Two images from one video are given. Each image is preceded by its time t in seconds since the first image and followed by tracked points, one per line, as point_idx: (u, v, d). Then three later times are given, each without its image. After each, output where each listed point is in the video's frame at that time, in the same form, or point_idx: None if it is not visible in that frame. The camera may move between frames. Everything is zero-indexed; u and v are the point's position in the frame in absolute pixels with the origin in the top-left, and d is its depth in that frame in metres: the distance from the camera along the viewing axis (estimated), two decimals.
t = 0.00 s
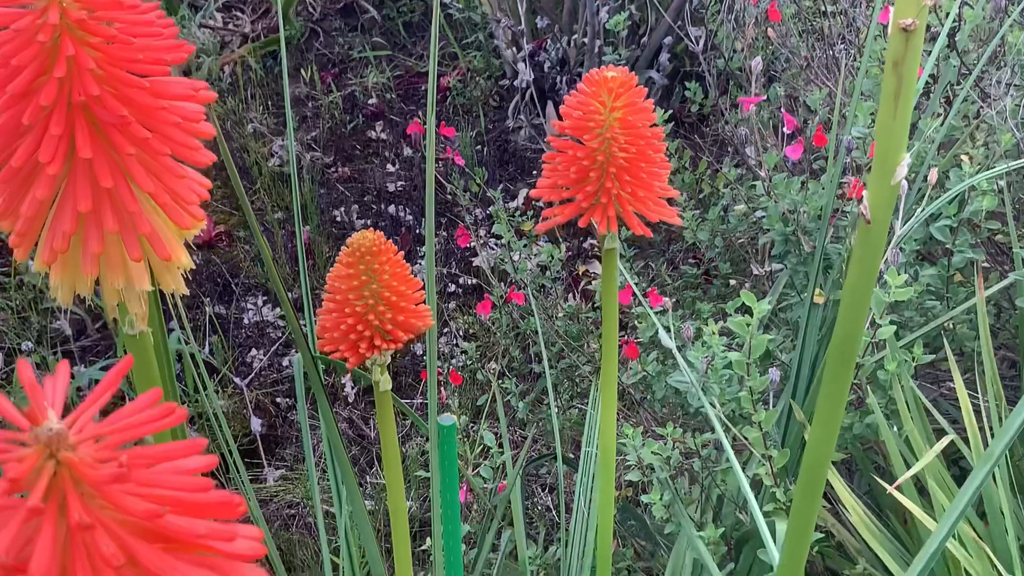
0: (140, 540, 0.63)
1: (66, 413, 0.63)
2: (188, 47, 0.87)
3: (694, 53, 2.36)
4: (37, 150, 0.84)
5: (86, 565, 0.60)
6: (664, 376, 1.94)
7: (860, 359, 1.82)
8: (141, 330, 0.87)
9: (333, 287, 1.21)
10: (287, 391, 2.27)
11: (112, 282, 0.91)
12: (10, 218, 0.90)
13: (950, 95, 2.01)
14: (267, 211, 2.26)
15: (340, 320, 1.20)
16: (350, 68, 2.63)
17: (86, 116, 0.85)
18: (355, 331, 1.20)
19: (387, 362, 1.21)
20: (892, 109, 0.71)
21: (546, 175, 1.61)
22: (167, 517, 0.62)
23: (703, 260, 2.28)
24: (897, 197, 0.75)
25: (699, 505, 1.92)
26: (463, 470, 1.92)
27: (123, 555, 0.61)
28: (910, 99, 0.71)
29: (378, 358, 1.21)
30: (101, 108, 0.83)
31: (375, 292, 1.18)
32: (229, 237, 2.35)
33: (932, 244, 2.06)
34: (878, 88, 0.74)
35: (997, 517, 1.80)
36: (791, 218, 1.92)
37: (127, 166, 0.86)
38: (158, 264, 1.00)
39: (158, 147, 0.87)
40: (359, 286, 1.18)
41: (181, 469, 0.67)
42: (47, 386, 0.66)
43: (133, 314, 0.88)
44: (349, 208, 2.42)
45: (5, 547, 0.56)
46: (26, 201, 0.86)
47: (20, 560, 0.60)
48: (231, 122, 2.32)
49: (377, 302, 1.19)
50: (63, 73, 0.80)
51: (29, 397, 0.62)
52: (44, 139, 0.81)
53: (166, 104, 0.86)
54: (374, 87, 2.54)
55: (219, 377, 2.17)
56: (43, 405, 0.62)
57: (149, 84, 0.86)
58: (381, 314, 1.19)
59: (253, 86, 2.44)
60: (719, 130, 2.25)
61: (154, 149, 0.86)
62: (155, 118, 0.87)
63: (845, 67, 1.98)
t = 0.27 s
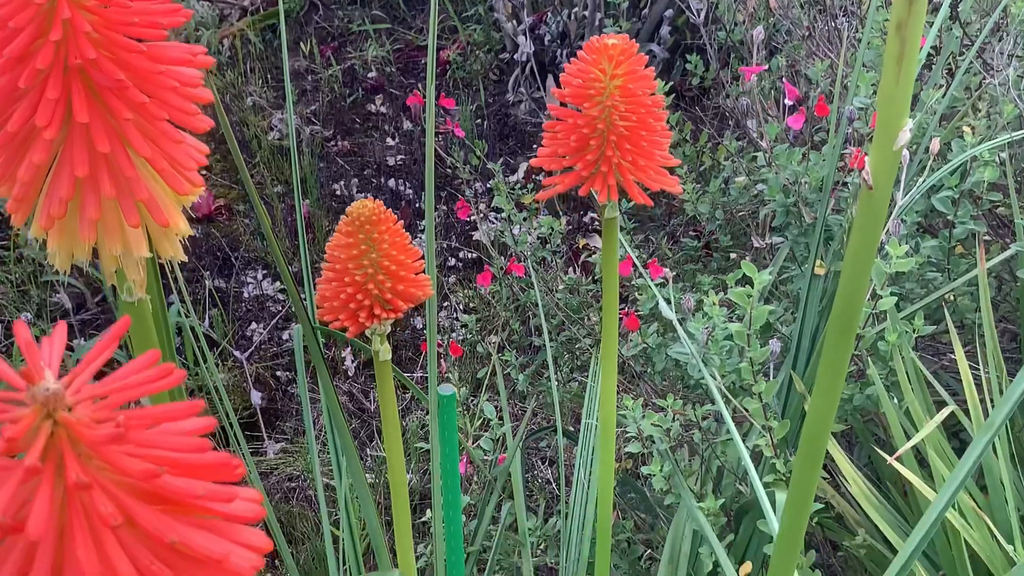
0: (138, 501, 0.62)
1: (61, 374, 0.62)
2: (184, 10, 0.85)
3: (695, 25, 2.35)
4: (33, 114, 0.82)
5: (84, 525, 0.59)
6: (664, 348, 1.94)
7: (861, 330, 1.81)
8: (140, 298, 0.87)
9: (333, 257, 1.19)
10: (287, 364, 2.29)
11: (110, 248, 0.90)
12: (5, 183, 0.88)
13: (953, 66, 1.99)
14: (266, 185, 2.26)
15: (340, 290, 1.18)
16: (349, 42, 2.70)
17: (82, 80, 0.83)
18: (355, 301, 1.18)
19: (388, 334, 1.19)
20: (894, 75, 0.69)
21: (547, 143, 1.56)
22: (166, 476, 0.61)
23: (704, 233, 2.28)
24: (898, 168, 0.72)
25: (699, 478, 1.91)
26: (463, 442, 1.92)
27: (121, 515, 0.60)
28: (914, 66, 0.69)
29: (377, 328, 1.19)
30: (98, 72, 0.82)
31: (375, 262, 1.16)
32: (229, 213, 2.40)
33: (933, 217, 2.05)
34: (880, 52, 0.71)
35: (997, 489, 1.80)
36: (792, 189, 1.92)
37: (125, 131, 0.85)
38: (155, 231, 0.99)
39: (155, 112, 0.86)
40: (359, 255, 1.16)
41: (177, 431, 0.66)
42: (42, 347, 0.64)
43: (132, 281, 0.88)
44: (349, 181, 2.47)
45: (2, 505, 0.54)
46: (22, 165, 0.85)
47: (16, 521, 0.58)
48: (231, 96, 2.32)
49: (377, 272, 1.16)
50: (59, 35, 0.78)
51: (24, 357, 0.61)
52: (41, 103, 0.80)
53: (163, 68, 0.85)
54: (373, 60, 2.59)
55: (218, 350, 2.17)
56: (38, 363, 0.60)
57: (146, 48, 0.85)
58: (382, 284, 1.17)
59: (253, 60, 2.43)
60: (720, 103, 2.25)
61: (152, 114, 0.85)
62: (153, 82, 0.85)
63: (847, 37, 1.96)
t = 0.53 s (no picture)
0: (139, 459, 0.62)
1: (62, 332, 0.61)
2: None
3: None
4: (33, 77, 0.80)
5: (84, 482, 0.59)
6: (668, 319, 1.93)
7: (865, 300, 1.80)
8: (142, 263, 0.88)
9: (335, 224, 1.18)
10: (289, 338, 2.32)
11: (111, 212, 0.89)
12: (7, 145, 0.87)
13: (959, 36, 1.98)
14: (269, 158, 2.25)
15: (342, 258, 1.18)
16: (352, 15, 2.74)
17: (82, 42, 0.82)
18: (357, 269, 1.17)
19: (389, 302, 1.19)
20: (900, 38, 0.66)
21: (550, 110, 1.52)
22: (166, 435, 0.61)
23: (708, 206, 2.27)
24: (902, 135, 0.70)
25: (702, 449, 1.91)
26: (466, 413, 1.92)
27: (122, 473, 0.60)
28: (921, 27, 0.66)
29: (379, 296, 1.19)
30: (98, 34, 0.80)
31: (377, 230, 1.16)
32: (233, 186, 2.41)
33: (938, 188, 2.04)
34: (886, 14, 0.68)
35: (1000, 459, 1.80)
36: (796, 160, 1.91)
37: (125, 95, 0.84)
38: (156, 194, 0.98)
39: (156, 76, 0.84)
40: (361, 223, 1.16)
41: (178, 391, 0.66)
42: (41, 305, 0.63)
43: (134, 246, 0.88)
44: (351, 155, 2.53)
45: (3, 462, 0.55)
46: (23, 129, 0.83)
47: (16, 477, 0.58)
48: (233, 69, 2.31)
49: (379, 241, 1.17)
50: None
51: (24, 314, 0.59)
52: (40, 66, 0.79)
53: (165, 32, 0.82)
54: (377, 34, 2.63)
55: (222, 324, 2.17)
56: (39, 322, 0.59)
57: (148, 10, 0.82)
58: (383, 253, 1.17)
59: (255, 33, 2.42)
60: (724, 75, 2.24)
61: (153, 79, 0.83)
62: (154, 46, 0.83)
63: (853, 6, 1.95)
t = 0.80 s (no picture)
0: (148, 412, 0.62)
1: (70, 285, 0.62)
2: None
3: None
4: (41, 36, 0.79)
5: (94, 433, 0.60)
6: (677, 290, 1.93)
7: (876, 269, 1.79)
8: (151, 227, 0.88)
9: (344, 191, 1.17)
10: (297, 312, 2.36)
11: (120, 174, 0.87)
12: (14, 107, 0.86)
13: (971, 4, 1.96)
14: (276, 131, 2.25)
15: (351, 225, 1.16)
16: None
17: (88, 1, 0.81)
18: (366, 236, 1.16)
19: (399, 269, 1.17)
20: None
21: (559, 76, 1.46)
22: (175, 388, 0.62)
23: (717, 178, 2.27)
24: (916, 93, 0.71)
25: (711, 420, 1.91)
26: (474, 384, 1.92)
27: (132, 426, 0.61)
28: None
29: (389, 263, 1.18)
30: None
31: (386, 196, 1.15)
32: (240, 159, 2.42)
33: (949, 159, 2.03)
34: None
35: (1011, 430, 1.79)
36: (807, 129, 1.90)
37: (133, 55, 0.83)
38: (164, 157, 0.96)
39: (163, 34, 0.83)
40: (370, 189, 1.14)
41: (188, 345, 0.67)
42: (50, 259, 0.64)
43: (143, 210, 0.88)
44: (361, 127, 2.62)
45: (14, 412, 0.56)
46: (30, 89, 0.82)
47: (27, 429, 0.59)
48: (241, 41, 2.31)
49: (388, 207, 1.15)
50: None
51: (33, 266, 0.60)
52: (48, 25, 0.78)
53: None
54: (386, 8, 2.69)
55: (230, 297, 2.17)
56: (47, 274, 0.60)
57: None
58: (393, 219, 1.15)
59: (263, 7, 2.42)
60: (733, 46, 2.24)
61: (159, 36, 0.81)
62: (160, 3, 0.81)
63: None
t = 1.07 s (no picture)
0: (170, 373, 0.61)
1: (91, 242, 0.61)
2: None
3: None
4: None
5: (116, 391, 0.59)
6: (692, 262, 1.92)
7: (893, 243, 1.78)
8: (168, 193, 0.88)
9: (359, 160, 1.15)
10: (309, 287, 2.38)
11: (136, 140, 0.86)
12: (32, 70, 0.86)
13: None
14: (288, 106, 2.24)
15: (366, 195, 1.13)
16: None
17: None
18: (382, 206, 1.13)
19: (415, 238, 1.15)
20: None
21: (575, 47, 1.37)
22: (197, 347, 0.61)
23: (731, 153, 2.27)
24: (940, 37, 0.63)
25: (725, 394, 1.90)
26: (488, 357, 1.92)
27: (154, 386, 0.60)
28: None
29: (404, 233, 1.15)
30: None
31: (402, 165, 1.11)
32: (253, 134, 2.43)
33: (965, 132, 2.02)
34: None
35: None
36: (823, 101, 1.88)
37: (149, 18, 0.81)
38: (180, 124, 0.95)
39: None
40: (385, 158, 1.12)
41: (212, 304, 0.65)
42: (70, 215, 0.63)
43: (159, 175, 0.88)
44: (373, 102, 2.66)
45: (35, 368, 0.55)
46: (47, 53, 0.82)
47: (49, 387, 0.58)
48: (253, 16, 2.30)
49: (404, 175, 1.12)
50: None
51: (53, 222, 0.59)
52: None
53: None
54: None
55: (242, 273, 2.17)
56: (68, 231, 0.58)
57: None
58: (408, 188, 1.12)
59: None
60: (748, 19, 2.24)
61: None
62: None
63: None
